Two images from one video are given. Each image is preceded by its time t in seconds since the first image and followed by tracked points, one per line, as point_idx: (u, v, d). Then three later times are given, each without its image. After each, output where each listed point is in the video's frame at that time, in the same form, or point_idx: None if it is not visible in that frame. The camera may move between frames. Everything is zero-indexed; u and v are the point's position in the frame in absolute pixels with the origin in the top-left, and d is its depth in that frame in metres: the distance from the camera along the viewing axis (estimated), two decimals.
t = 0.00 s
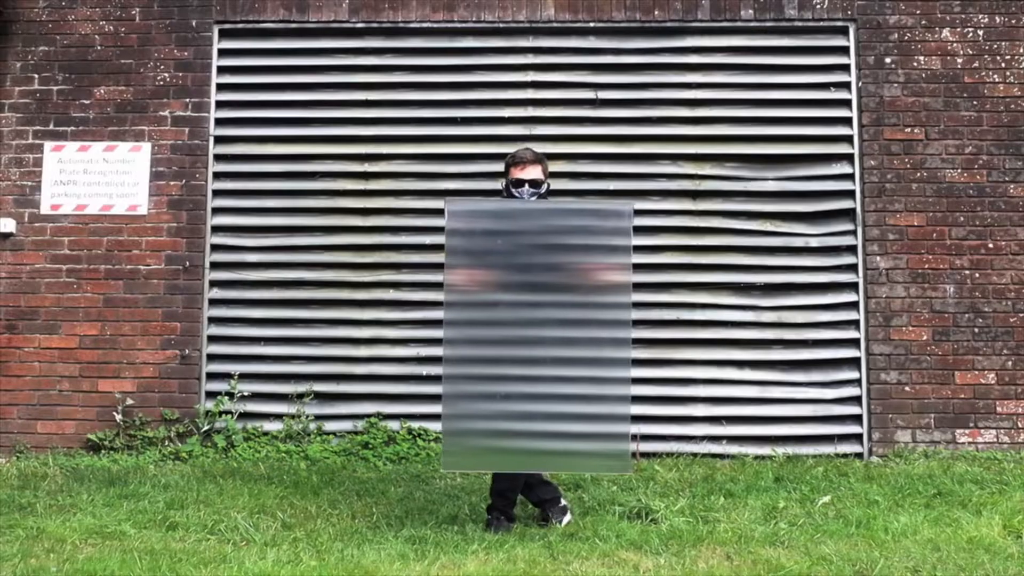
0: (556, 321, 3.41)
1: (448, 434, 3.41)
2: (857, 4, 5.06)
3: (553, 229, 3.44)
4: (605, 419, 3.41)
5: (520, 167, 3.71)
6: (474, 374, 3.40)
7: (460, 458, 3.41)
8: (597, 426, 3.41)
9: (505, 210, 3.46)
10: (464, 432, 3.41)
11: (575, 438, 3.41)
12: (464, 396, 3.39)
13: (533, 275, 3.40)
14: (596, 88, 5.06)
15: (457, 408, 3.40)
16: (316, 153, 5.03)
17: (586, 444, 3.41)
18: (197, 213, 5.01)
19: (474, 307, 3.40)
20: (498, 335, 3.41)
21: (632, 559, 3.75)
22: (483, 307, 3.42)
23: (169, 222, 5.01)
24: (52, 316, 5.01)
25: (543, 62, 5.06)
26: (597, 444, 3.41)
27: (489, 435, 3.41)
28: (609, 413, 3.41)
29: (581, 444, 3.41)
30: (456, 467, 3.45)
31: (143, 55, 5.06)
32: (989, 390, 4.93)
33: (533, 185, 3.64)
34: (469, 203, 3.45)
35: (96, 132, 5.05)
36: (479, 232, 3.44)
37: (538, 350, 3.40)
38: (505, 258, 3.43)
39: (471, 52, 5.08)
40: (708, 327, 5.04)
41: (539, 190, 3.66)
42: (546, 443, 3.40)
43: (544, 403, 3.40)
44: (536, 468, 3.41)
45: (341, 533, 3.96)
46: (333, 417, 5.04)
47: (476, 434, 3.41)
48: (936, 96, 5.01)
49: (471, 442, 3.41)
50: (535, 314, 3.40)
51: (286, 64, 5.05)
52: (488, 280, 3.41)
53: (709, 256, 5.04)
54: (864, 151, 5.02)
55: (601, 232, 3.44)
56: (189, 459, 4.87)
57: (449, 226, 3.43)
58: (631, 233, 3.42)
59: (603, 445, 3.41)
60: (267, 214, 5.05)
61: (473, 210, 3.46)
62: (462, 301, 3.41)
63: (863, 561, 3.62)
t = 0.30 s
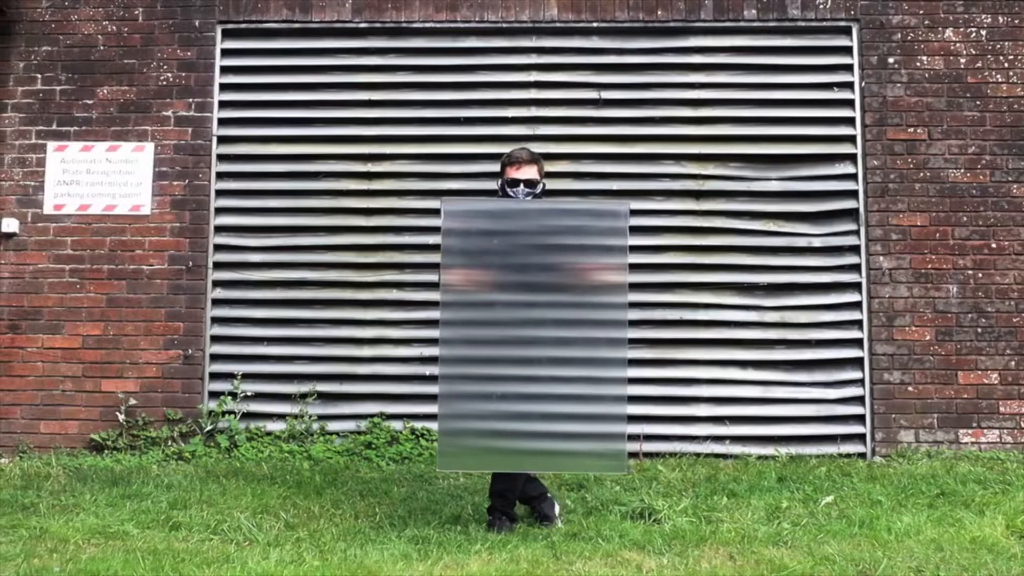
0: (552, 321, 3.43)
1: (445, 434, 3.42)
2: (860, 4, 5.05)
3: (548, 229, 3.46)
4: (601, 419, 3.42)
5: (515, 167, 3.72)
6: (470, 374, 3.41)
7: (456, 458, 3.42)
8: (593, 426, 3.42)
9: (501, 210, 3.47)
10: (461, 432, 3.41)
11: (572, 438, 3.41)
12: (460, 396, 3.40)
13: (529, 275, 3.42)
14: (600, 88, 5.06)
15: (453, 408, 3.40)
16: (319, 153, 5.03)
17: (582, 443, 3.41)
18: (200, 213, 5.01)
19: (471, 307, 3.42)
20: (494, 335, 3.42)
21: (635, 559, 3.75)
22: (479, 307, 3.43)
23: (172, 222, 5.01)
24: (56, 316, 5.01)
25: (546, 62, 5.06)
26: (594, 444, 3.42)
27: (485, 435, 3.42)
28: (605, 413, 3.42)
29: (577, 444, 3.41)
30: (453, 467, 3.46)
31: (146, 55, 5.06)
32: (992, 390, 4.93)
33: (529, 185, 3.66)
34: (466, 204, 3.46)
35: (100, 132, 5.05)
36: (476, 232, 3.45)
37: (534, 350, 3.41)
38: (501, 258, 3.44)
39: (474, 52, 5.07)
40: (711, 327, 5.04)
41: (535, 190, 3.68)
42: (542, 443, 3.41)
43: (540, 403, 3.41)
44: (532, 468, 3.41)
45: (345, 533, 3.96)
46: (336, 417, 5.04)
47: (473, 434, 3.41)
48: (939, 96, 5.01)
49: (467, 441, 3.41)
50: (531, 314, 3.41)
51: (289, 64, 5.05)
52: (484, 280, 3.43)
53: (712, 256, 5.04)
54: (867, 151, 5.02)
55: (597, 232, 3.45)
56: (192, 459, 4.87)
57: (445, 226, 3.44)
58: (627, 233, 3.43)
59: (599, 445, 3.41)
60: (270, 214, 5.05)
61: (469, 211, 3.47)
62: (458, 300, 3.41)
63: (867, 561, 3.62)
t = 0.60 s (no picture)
0: (551, 321, 3.43)
1: (444, 434, 3.41)
2: (865, 4, 5.05)
3: (547, 229, 3.46)
4: (600, 419, 3.42)
5: (513, 166, 3.71)
6: (470, 373, 3.41)
7: (455, 458, 3.42)
8: (593, 425, 3.42)
9: (499, 210, 3.47)
10: (460, 432, 3.41)
11: (571, 438, 3.41)
12: (460, 395, 3.40)
13: (528, 275, 3.42)
14: (605, 88, 5.06)
15: (453, 407, 3.40)
16: (324, 153, 5.03)
17: (582, 443, 3.42)
18: (205, 213, 5.01)
19: (470, 307, 3.42)
20: (493, 335, 3.42)
21: (640, 559, 3.75)
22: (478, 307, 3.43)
23: (177, 222, 5.01)
24: (61, 316, 5.01)
25: (551, 62, 5.05)
26: (593, 443, 3.42)
27: (484, 435, 3.42)
28: (604, 413, 3.42)
29: (577, 443, 3.42)
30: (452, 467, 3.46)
31: (151, 55, 5.06)
32: (997, 390, 4.93)
33: (527, 185, 3.66)
34: (464, 203, 3.46)
35: (105, 132, 5.05)
36: (474, 232, 3.45)
37: (533, 350, 3.42)
38: (500, 258, 3.44)
39: (479, 52, 5.07)
40: (716, 327, 5.04)
41: (532, 190, 3.67)
42: (541, 443, 3.41)
43: (540, 403, 3.41)
44: (532, 468, 3.41)
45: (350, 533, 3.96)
46: (341, 417, 5.03)
47: (472, 434, 3.41)
48: (944, 96, 5.01)
49: (466, 441, 3.41)
50: (530, 314, 3.42)
51: (294, 64, 5.05)
52: (483, 280, 3.43)
53: (717, 256, 5.04)
54: (872, 151, 5.01)
55: (596, 231, 3.45)
56: (197, 459, 4.87)
57: (444, 226, 3.43)
58: (626, 233, 3.43)
59: (598, 445, 3.41)
60: (275, 214, 5.05)
61: (467, 210, 3.47)
62: (457, 300, 3.42)
63: (872, 561, 3.62)
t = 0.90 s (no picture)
0: (551, 321, 3.43)
1: (445, 433, 3.42)
2: (873, 4, 5.05)
3: (548, 229, 3.46)
4: (601, 418, 3.42)
5: (515, 165, 3.72)
6: (471, 373, 3.41)
7: (456, 457, 3.42)
8: (593, 425, 3.42)
9: (500, 210, 3.47)
10: (461, 431, 3.42)
11: (572, 437, 3.42)
12: (461, 395, 3.40)
13: (529, 275, 3.42)
14: (613, 88, 5.06)
15: (454, 407, 3.41)
16: (332, 153, 5.03)
17: (582, 443, 3.42)
18: (213, 213, 5.01)
19: (471, 307, 3.42)
20: (494, 335, 3.42)
21: (648, 559, 3.75)
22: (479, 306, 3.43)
23: (185, 222, 5.01)
24: (69, 315, 5.01)
25: (560, 62, 5.05)
26: (594, 443, 3.42)
27: (485, 434, 3.42)
28: (605, 413, 3.42)
29: (577, 443, 3.42)
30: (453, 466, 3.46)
31: (160, 55, 5.06)
32: (1006, 390, 4.93)
33: (528, 184, 3.67)
34: (465, 203, 3.46)
35: (113, 132, 5.05)
36: (475, 231, 3.45)
37: (534, 350, 3.42)
38: (500, 257, 3.44)
39: (487, 52, 5.07)
40: (724, 327, 5.04)
41: (534, 189, 3.68)
42: (541, 442, 3.41)
43: (540, 402, 3.41)
44: (532, 467, 3.42)
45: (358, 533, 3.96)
46: (349, 417, 5.03)
47: (473, 433, 3.42)
48: (952, 96, 5.01)
49: (467, 440, 3.42)
50: (531, 313, 3.42)
51: (302, 64, 5.05)
52: (484, 280, 3.43)
53: (725, 256, 5.04)
54: (881, 151, 5.01)
55: (596, 231, 3.45)
56: (205, 459, 4.87)
57: (445, 226, 3.44)
58: (627, 233, 3.43)
59: (599, 444, 3.42)
60: (283, 214, 5.04)
61: (468, 210, 3.47)
62: (458, 300, 3.42)
63: (880, 561, 3.63)
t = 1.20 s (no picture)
0: (554, 321, 3.43)
1: (447, 434, 3.41)
2: (882, 4, 5.05)
3: (550, 229, 3.46)
4: (603, 418, 3.42)
5: (519, 165, 3.73)
6: (473, 373, 3.41)
7: (459, 457, 3.41)
8: (596, 425, 3.43)
9: (502, 210, 3.46)
10: (463, 432, 3.41)
11: (574, 438, 3.42)
12: (464, 395, 3.40)
13: (531, 274, 3.42)
14: (622, 88, 5.06)
15: (456, 407, 3.40)
16: (342, 153, 5.03)
17: (585, 443, 3.42)
18: (223, 213, 5.01)
19: (473, 307, 3.41)
20: (496, 335, 3.41)
21: (657, 559, 3.75)
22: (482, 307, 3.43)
23: (194, 222, 5.01)
24: (78, 316, 5.01)
25: (569, 62, 5.05)
26: (596, 443, 3.43)
27: (487, 435, 3.41)
28: (607, 413, 3.43)
29: (579, 443, 3.42)
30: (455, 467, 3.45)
31: (169, 55, 5.06)
32: (1015, 390, 4.92)
33: (531, 183, 3.66)
34: (466, 203, 3.44)
35: (122, 132, 5.05)
36: (477, 231, 3.45)
37: (537, 349, 3.42)
38: (502, 257, 3.43)
39: (497, 52, 5.07)
40: (733, 327, 5.04)
41: (537, 188, 3.66)
42: (544, 443, 3.41)
43: (542, 402, 3.41)
44: (535, 468, 3.41)
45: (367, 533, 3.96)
46: (358, 417, 5.03)
47: (475, 433, 3.41)
48: (962, 96, 5.01)
49: (469, 440, 3.41)
50: (533, 313, 3.42)
51: (312, 64, 5.05)
52: (486, 280, 3.42)
53: (734, 256, 5.03)
54: (890, 151, 5.01)
55: (599, 231, 3.46)
56: (214, 460, 4.86)
57: (447, 225, 3.43)
58: (629, 233, 3.45)
59: (601, 444, 3.42)
60: (292, 214, 5.04)
61: (469, 210, 3.46)
62: (460, 300, 3.41)
63: (889, 561, 3.62)
